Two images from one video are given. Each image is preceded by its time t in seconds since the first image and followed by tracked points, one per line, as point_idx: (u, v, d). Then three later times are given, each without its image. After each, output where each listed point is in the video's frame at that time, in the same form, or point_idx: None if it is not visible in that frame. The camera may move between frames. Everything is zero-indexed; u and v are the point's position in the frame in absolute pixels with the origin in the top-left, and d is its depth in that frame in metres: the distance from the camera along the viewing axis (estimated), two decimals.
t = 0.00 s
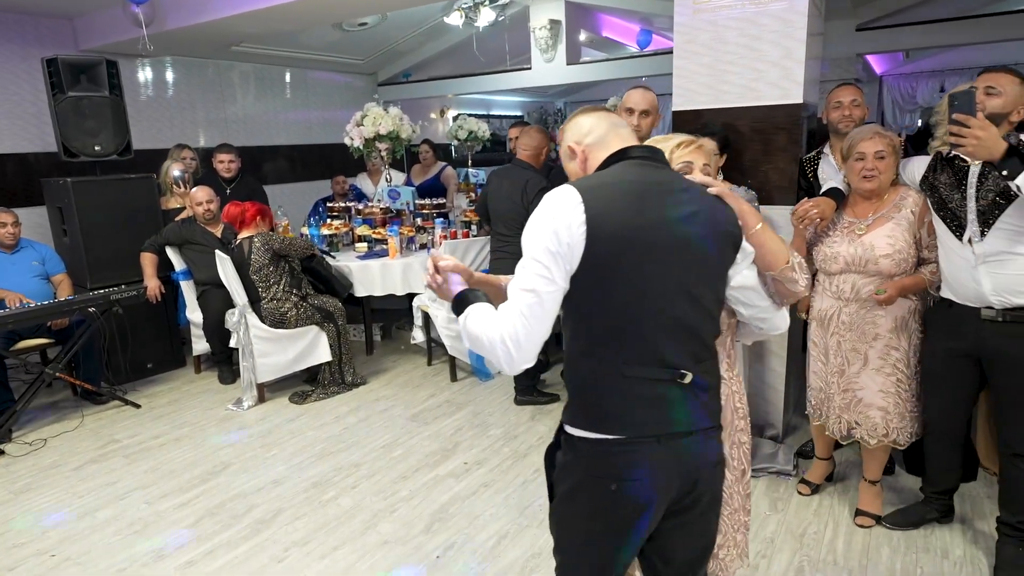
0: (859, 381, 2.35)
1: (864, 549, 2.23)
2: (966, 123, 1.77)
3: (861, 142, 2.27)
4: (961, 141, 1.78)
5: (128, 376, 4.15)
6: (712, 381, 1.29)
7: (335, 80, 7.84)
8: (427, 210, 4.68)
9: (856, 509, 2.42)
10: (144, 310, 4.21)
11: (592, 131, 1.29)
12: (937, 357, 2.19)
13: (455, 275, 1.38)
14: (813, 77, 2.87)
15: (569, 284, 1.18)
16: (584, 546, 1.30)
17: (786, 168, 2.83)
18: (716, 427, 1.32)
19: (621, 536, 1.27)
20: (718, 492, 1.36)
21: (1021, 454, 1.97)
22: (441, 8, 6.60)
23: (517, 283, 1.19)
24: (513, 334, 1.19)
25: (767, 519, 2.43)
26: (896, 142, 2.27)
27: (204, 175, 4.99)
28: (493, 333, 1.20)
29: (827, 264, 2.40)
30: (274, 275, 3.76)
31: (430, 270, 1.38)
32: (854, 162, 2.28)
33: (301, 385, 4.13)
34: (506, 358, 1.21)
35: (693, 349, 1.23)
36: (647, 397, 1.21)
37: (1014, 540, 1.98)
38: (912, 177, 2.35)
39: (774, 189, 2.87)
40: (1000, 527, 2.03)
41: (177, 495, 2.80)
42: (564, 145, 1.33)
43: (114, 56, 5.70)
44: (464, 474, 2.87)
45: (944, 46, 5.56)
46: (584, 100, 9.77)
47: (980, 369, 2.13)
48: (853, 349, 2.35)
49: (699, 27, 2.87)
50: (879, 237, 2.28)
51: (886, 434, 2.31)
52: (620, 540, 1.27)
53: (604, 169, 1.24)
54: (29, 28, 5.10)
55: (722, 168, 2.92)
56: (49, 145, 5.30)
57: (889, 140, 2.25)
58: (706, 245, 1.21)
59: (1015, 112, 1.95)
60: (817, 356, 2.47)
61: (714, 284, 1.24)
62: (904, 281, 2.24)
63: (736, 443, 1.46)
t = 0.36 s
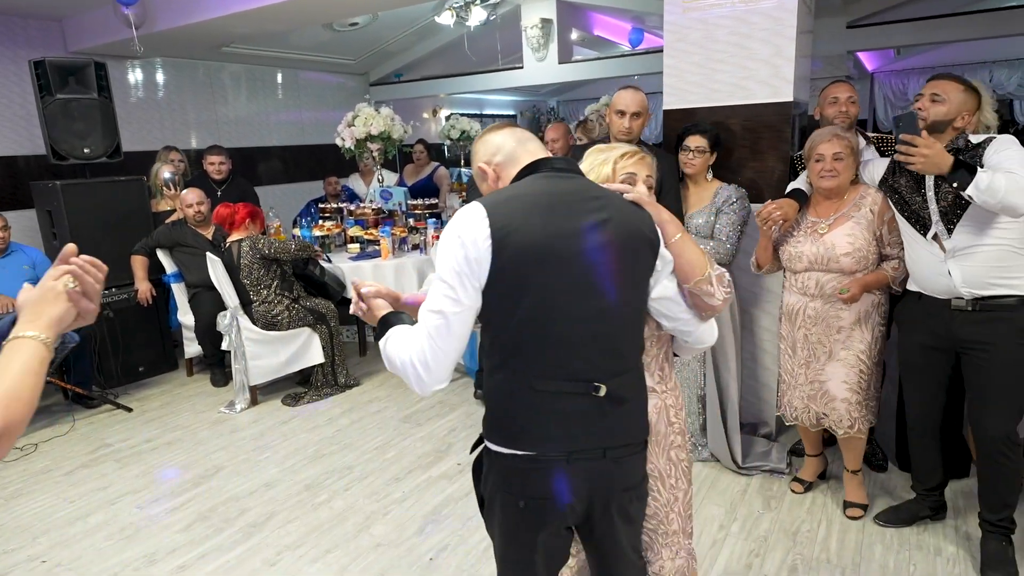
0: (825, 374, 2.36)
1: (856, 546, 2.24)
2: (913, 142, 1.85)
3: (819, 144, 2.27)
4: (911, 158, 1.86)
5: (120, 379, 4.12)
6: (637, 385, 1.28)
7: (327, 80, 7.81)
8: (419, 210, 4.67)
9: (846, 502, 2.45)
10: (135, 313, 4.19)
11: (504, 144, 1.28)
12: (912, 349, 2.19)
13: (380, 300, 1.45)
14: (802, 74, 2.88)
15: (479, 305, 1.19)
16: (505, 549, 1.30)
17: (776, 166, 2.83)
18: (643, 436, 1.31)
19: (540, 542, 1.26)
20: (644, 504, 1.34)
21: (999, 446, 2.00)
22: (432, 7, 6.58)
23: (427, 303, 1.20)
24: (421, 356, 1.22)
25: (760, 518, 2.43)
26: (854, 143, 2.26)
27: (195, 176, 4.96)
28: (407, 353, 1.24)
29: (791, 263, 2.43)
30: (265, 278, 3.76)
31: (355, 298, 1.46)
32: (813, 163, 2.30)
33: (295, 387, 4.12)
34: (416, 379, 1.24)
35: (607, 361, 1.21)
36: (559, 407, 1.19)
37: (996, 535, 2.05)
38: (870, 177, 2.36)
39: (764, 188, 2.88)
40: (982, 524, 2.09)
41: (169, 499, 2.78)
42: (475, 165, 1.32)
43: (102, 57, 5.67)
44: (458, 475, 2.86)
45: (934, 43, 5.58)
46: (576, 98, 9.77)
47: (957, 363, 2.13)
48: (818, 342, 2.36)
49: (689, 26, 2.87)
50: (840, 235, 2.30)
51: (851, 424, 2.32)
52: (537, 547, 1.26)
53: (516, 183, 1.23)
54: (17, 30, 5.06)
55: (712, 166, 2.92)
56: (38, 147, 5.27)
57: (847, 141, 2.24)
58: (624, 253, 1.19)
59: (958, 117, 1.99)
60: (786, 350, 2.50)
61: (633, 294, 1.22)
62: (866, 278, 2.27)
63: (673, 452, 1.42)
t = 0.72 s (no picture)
0: (811, 369, 2.37)
1: (851, 542, 2.25)
2: (903, 113, 1.89)
3: (803, 143, 2.29)
4: (901, 128, 1.89)
5: (112, 383, 4.10)
6: (606, 380, 1.26)
7: (320, 81, 7.79)
8: (413, 210, 4.66)
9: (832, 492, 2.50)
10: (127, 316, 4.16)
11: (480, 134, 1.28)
12: (902, 344, 2.19)
13: (361, 277, 1.58)
14: (795, 72, 2.88)
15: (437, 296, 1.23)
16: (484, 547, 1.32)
17: (768, 164, 2.84)
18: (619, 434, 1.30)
19: (515, 542, 1.27)
20: (621, 507, 1.32)
21: (986, 438, 2.02)
22: (425, 6, 6.56)
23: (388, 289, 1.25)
24: (377, 342, 1.27)
25: (756, 515, 2.43)
26: (841, 139, 2.26)
27: (187, 177, 4.93)
28: (364, 336, 1.28)
29: (781, 258, 2.43)
30: (257, 282, 3.73)
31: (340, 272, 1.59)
32: (799, 161, 2.31)
33: (289, 388, 4.10)
34: (371, 364, 1.30)
35: (571, 358, 1.19)
36: (523, 404, 1.20)
37: (977, 519, 2.08)
38: (859, 171, 2.41)
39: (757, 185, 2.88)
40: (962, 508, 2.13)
41: (163, 502, 2.76)
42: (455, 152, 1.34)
43: (92, 58, 5.63)
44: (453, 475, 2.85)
45: (925, 41, 5.61)
46: (569, 97, 9.77)
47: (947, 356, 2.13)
48: (804, 338, 2.37)
49: (681, 24, 2.87)
50: (829, 230, 2.30)
51: (833, 418, 2.33)
52: (506, 544, 1.27)
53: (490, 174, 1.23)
54: (5, 31, 5.02)
55: (705, 164, 2.92)
56: (29, 150, 5.23)
57: (832, 139, 2.25)
58: (587, 250, 1.18)
59: (948, 109, 1.99)
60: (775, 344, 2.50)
61: (599, 290, 1.20)
62: (855, 273, 2.27)
63: (656, 455, 1.40)
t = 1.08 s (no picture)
0: (824, 373, 2.36)
1: (858, 545, 2.24)
2: (923, 128, 1.82)
3: (816, 144, 2.26)
4: (921, 146, 1.83)
5: (115, 386, 4.10)
6: (622, 389, 1.23)
7: (322, 84, 7.80)
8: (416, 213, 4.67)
9: (851, 506, 2.42)
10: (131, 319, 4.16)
11: (529, 112, 1.25)
12: (914, 348, 2.19)
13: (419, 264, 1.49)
14: (798, 74, 2.88)
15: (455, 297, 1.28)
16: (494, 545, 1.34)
17: (772, 166, 2.84)
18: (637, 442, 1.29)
19: (523, 540, 1.29)
20: (638, 520, 1.29)
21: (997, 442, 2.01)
22: (427, 9, 6.57)
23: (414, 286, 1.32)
24: (400, 336, 1.34)
25: (761, 518, 2.42)
26: (853, 141, 2.24)
27: (189, 181, 4.94)
28: (392, 330, 1.36)
29: (792, 261, 2.41)
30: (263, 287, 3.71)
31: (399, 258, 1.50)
32: (811, 163, 2.29)
33: (291, 392, 4.10)
34: (396, 354, 1.37)
35: (583, 366, 1.18)
36: (533, 407, 1.21)
37: (987, 527, 2.07)
38: (874, 173, 2.33)
39: (760, 188, 2.88)
40: (973, 516, 2.12)
41: (167, 506, 2.76)
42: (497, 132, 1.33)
43: (96, 62, 5.65)
44: (457, 479, 2.85)
45: (928, 42, 5.60)
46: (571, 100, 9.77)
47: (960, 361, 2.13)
48: (817, 343, 2.35)
49: (684, 27, 2.87)
50: (841, 234, 2.29)
51: (852, 424, 2.31)
52: (513, 541, 1.29)
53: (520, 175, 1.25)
54: (8, 35, 5.03)
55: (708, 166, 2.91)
56: (31, 153, 5.24)
57: (844, 140, 2.23)
58: (602, 256, 1.15)
59: (964, 109, 2.03)
60: (788, 347, 2.49)
61: (616, 299, 1.17)
62: (869, 277, 2.26)
63: (695, 474, 1.40)
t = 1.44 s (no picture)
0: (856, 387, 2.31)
1: (870, 552, 2.22)
2: (972, 131, 1.81)
3: (855, 149, 2.22)
4: (968, 148, 1.83)
5: (126, 391, 4.13)
6: (667, 400, 1.23)
7: (330, 90, 7.84)
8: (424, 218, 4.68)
9: (863, 513, 2.40)
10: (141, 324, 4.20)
11: (586, 114, 1.26)
12: (949, 360, 2.15)
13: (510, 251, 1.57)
14: (808, 78, 2.87)
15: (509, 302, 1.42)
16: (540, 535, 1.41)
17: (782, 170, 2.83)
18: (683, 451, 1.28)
19: (568, 536, 1.34)
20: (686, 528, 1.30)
21: None
22: (434, 15, 6.60)
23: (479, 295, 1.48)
24: (471, 339, 1.52)
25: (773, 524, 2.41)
26: (892, 147, 2.20)
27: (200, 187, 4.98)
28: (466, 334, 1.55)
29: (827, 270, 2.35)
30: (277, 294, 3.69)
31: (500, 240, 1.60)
32: (850, 168, 2.24)
33: (301, 396, 4.11)
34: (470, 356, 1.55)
35: (617, 375, 1.21)
36: (577, 411, 1.26)
37: (1005, 538, 2.05)
38: (916, 180, 2.29)
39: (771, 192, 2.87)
40: (991, 525, 2.10)
41: (178, 511, 2.77)
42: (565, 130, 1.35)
43: (107, 69, 5.70)
44: (466, 484, 2.85)
45: (939, 44, 5.56)
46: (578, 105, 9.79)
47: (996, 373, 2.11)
48: (850, 355, 2.30)
49: (693, 31, 2.87)
50: (882, 243, 2.23)
51: (878, 438, 2.29)
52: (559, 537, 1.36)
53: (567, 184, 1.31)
54: (20, 43, 5.09)
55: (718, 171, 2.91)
56: (43, 160, 5.28)
57: (884, 145, 2.19)
58: (640, 270, 1.16)
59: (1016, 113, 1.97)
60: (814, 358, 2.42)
61: (653, 312, 1.17)
62: (911, 288, 2.22)
63: (761, 489, 1.39)
